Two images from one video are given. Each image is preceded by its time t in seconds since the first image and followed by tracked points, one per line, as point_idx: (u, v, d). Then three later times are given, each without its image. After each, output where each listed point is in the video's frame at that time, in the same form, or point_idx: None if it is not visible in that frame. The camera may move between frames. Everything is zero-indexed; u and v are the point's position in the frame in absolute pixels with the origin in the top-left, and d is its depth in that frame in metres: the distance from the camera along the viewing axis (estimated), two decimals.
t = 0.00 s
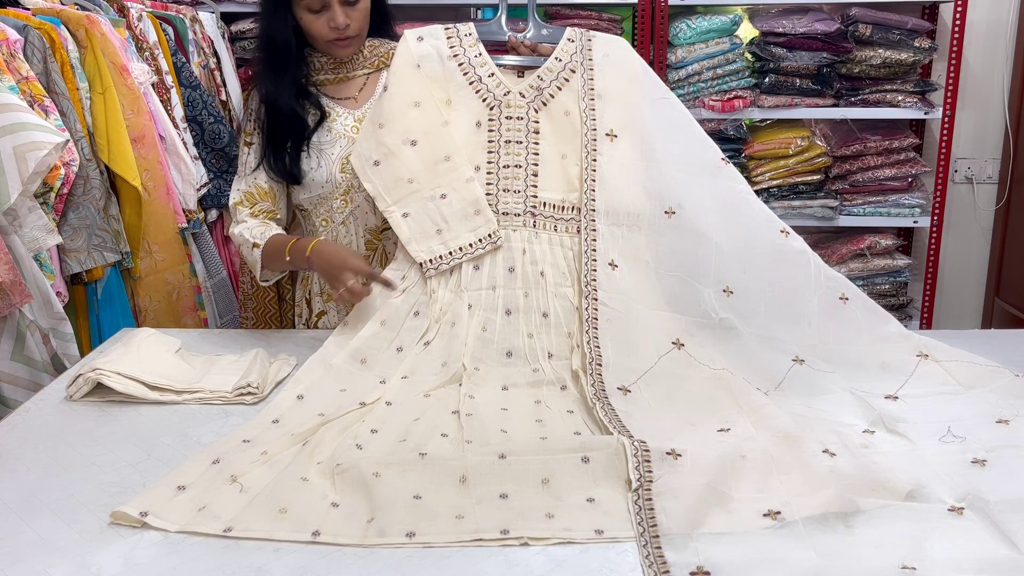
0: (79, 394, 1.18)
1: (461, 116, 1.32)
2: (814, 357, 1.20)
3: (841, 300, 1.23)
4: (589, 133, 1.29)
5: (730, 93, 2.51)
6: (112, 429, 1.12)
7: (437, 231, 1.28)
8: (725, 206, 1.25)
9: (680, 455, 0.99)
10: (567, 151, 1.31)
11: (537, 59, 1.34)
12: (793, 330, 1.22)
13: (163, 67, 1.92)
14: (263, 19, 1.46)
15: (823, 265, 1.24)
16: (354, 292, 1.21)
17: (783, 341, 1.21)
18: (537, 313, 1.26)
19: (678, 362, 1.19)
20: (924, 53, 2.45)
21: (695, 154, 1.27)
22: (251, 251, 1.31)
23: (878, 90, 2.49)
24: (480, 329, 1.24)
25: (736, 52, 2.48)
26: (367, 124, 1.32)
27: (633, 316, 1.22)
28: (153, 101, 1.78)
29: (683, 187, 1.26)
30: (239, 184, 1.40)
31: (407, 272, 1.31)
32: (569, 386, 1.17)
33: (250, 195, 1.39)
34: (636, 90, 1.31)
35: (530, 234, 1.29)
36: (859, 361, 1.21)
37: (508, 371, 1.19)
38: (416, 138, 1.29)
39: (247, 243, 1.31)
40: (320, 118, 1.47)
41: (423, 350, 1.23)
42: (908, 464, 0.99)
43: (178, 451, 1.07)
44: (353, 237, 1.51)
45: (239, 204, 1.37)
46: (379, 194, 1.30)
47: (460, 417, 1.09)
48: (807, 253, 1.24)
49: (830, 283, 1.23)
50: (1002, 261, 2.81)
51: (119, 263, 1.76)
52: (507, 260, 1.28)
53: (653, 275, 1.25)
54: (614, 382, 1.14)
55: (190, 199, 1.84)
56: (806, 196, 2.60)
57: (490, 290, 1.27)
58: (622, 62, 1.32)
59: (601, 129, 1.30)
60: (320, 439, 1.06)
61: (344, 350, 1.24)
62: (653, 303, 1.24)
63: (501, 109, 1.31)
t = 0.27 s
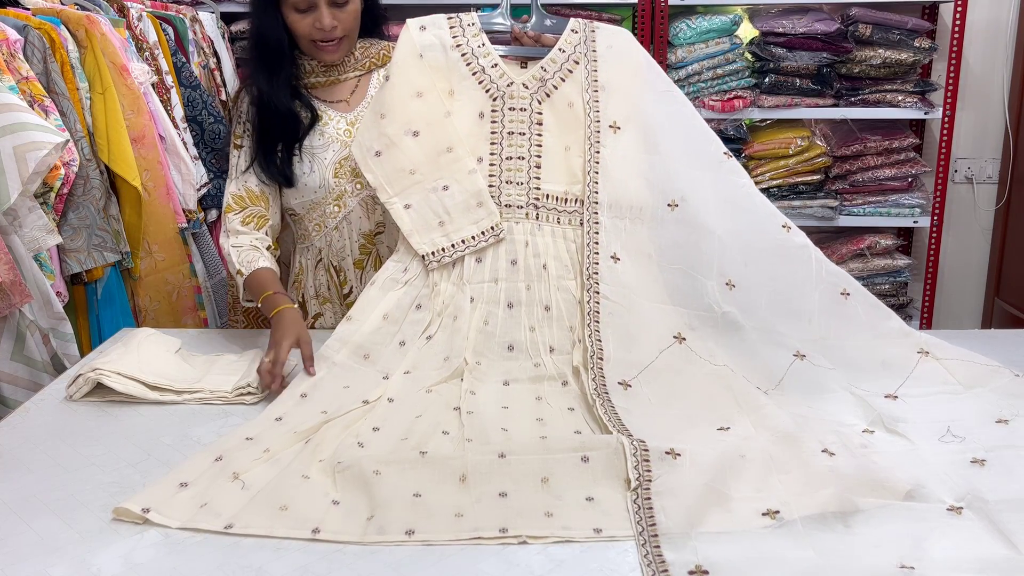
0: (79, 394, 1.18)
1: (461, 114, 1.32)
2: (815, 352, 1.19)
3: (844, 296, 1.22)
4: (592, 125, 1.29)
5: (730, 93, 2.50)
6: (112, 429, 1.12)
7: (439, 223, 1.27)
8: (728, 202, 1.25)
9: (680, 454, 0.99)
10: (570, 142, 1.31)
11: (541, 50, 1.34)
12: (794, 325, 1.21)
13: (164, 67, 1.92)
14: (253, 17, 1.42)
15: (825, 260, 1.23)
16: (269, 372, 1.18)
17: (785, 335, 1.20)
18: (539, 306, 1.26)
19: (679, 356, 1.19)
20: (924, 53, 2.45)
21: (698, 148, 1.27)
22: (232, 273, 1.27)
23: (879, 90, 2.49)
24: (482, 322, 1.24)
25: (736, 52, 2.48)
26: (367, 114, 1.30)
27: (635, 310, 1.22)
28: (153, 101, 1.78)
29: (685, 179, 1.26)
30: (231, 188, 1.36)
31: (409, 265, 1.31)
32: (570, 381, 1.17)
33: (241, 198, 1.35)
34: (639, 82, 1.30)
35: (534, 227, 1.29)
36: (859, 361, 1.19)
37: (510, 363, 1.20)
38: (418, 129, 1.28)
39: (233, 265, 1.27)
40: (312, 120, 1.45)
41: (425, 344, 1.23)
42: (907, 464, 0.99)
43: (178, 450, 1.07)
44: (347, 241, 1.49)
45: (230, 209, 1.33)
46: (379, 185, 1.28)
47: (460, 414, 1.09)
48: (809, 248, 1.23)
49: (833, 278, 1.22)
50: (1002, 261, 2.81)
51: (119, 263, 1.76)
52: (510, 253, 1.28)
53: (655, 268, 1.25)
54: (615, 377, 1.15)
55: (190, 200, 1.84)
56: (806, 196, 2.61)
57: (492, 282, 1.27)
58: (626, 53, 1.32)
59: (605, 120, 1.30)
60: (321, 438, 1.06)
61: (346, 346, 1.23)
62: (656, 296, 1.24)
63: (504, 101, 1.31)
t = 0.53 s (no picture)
0: (79, 394, 1.18)
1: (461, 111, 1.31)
2: (818, 342, 1.20)
3: (849, 283, 1.22)
4: (592, 115, 1.29)
5: (730, 93, 2.50)
6: (113, 428, 1.12)
7: (440, 215, 1.27)
8: (731, 188, 1.25)
9: (679, 453, 0.99)
10: (570, 132, 1.32)
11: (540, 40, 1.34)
12: (799, 313, 1.21)
13: (163, 67, 1.92)
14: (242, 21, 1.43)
15: (829, 247, 1.23)
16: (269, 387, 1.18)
17: (789, 323, 1.20)
18: (541, 297, 1.25)
19: (680, 347, 1.19)
20: (924, 53, 2.45)
21: (701, 135, 1.27)
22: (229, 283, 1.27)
23: (879, 90, 2.49)
24: (483, 314, 1.24)
25: (736, 52, 2.48)
26: (367, 107, 1.31)
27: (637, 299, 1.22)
28: (153, 101, 1.78)
29: (689, 166, 1.26)
30: (227, 193, 1.35)
31: (410, 258, 1.31)
32: (571, 376, 1.17)
33: (238, 204, 1.34)
34: (639, 70, 1.31)
35: (535, 217, 1.29)
36: (860, 354, 1.19)
37: (512, 356, 1.20)
38: (417, 122, 1.28)
39: (230, 274, 1.27)
40: (302, 122, 1.43)
41: (427, 338, 1.23)
42: (906, 463, 0.99)
43: (179, 449, 1.07)
44: (341, 245, 1.49)
45: (227, 215, 1.32)
46: (380, 178, 1.29)
47: (461, 411, 1.09)
48: (813, 235, 1.23)
49: (838, 266, 1.22)
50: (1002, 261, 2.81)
51: (119, 263, 1.75)
52: (511, 244, 1.28)
53: (658, 258, 1.25)
54: (616, 368, 1.15)
55: (190, 199, 1.84)
56: (806, 196, 2.60)
57: (494, 274, 1.27)
58: (627, 41, 1.32)
59: (605, 109, 1.30)
60: (322, 436, 1.07)
61: (349, 342, 1.23)
62: (658, 286, 1.23)
63: (504, 91, 1.31)
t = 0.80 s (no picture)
0: (79, 393, 1.18)
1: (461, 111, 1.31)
2: (818, 347, 1.19)
3: (849, 286, 1.22)
4: (590, 121, 1.29)
5: (730, 93, 2.50)
6: (112, 428, 1.12)
7: (438, 222, 1.26)
8: (729, 192, 1.26)
9: (679, 453, 0.99)
10: (568, 139, 1.30)
11: (538, 47, 1.34)
12: (798, 318, 1.21)
13: (163, 67, 1.92)
14: (235, 23, 1.43)
15: (826, 251, 1.23)
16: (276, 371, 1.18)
17: (788, 328, 1.20)
18: (539, 304, 1.24)
19: (681, 354, 1.18)
20: (924, 53, 2.44)
21: (700, 139, 1.27)
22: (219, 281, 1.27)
23: (880, 90, 2.49)
24: (482, 321, 1.22)
25: (736, 52, 2.48)
26: (366, 114, 1.31)
27: (637, 305, 1.21)
28: (154, 100, 1.77)
29: (687, 172, 1.26)
30: (221, 194, 1.35)
31: (409, 266, 1.30)
32: (570, 378, 1.17)
33: (233, 204, 1.34)
34: (636, 76, 1.31)
35: (532, 224, 1.28)
36: (861, 359, 1.19)
37: (510, 362, 1.19)
38: (416, 130, 1.28)
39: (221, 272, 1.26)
40: (298, 122, 1.43)
41: (424, 341, 1.22)
42: (905, 463, 0.99)
43: (178, 449, 1.07)
44: (339, 246, 1.49)
45: (221, 216, 1.32)
46: (379, 186, 1.29)
47: (461, 412, 1.09)
48: (811, 239, 1.23)
49: (837, 270, 1.22)
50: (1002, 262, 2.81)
51: (119, 263, 1.75)
52: (509, 252, 1.26)
53: (656, 264, 1.25)
54: (616, 374, 1.14)
55: (189, 199, 1.85)
56: (806, 196, 2.59)
57: (491, 282, 1.25)
58: (623, 48, 1.33)
59: (603, 116, 1.29)
60: (322, 436, 1.07)
61: (346, 333, 1.20)
62: (656, 292, 1.23)
63: (501, 99, 1.30)
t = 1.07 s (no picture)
0: (47, 401, 1.11)
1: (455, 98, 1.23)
2: (838, 358, 1.11)
3: (868, 293, 1.13)
4: (593, 116, 1.19)
5: (745, 78, 2.39)
6: (82, 437, 1.05)
7: (430, 223, 1.17)
8: (742, 194, 1.16)
9: (691, 465, 0.92)
10: (569, 135, 1.21)
11: (537, 34, 1.24)
12: (816, 329, 1.12)
13: (138, 51, 1.79)
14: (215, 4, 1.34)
15: (847, 255, 1.14)
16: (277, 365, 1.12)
17: (806, 339, 1.12)
18: (540, 312, 1.16)
19: (690, 365, 1.10)
20: (953, 36, 2.34)
21: (710, 136, 1.18)
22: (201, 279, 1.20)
23: (906, 75, 2.38)
24: (479, 330, 1.15)
25: (752, 35, 2.35)
26: (351, 106, 1.21)
27: (642, 314, 1.13)
28: (127, 87, 1.68)
29: (696, 171, 1.16)
30: (203, 187, 1.29)
31: (402, 271, 1.21)
32: (574, 389, 1.09)
33: (215, 198, 1.27)
34: (643, 66, 1.21)
35: (531, 226, 1.19)
36: (885, 368, 1.10)
37: (509, 373, 1.11)
38: (405, 122, 1.19)
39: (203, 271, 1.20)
40: (284, 110, 1.37)
41: (419, 354, 1.14)
42: (931, 476, 0.92)
43: (153, 461, 1.00)
44: (328, 242, 1.41)
45: (203, 211, 1.26)
46: (364, 183, 1.19)
47: (457, 424, 1.02)
48: (830, 243, 1.14)
49: (857, 277, 1.13)
50: None
51: (90, 261, 1.64)
52: (507, 255, 1.18)
53: (664, 270, 1.16)
54: (621, 388, 1.07)
55: (166, 192, 1.76)
56: (827, 189, 2.50)
57: (488, 288, 1.17)
58: (631, 36, 1.22)
59: (607, 110, 1.20)
60: (308, 447, 1.00)
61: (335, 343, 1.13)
62: (664, 299, 1.15)
63: (498, 89, 1.20)
